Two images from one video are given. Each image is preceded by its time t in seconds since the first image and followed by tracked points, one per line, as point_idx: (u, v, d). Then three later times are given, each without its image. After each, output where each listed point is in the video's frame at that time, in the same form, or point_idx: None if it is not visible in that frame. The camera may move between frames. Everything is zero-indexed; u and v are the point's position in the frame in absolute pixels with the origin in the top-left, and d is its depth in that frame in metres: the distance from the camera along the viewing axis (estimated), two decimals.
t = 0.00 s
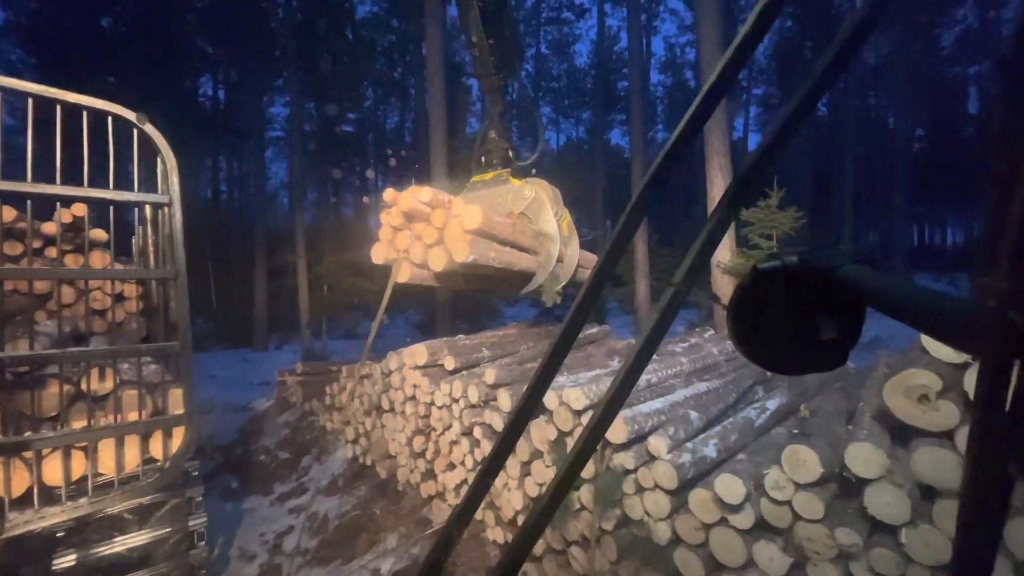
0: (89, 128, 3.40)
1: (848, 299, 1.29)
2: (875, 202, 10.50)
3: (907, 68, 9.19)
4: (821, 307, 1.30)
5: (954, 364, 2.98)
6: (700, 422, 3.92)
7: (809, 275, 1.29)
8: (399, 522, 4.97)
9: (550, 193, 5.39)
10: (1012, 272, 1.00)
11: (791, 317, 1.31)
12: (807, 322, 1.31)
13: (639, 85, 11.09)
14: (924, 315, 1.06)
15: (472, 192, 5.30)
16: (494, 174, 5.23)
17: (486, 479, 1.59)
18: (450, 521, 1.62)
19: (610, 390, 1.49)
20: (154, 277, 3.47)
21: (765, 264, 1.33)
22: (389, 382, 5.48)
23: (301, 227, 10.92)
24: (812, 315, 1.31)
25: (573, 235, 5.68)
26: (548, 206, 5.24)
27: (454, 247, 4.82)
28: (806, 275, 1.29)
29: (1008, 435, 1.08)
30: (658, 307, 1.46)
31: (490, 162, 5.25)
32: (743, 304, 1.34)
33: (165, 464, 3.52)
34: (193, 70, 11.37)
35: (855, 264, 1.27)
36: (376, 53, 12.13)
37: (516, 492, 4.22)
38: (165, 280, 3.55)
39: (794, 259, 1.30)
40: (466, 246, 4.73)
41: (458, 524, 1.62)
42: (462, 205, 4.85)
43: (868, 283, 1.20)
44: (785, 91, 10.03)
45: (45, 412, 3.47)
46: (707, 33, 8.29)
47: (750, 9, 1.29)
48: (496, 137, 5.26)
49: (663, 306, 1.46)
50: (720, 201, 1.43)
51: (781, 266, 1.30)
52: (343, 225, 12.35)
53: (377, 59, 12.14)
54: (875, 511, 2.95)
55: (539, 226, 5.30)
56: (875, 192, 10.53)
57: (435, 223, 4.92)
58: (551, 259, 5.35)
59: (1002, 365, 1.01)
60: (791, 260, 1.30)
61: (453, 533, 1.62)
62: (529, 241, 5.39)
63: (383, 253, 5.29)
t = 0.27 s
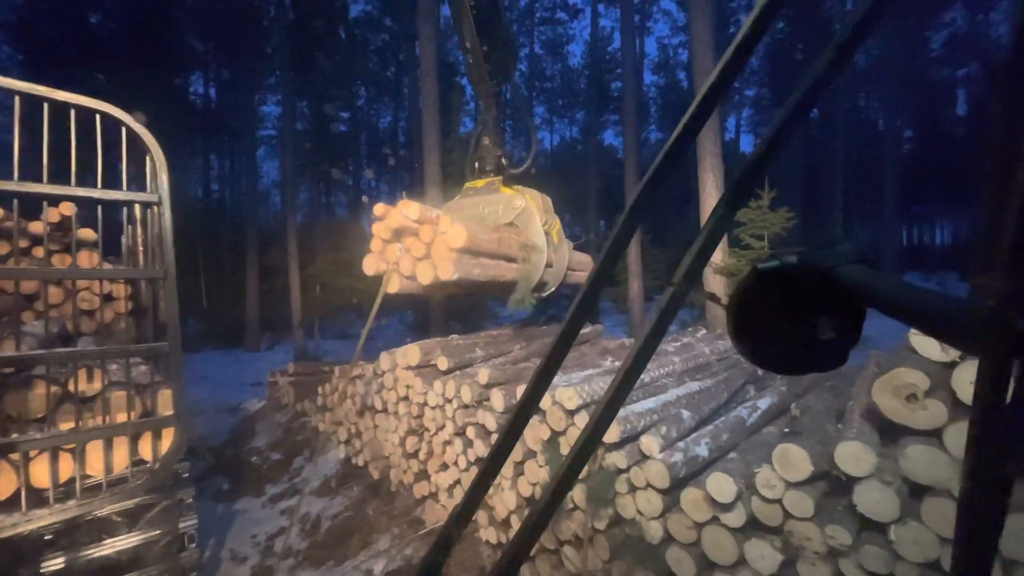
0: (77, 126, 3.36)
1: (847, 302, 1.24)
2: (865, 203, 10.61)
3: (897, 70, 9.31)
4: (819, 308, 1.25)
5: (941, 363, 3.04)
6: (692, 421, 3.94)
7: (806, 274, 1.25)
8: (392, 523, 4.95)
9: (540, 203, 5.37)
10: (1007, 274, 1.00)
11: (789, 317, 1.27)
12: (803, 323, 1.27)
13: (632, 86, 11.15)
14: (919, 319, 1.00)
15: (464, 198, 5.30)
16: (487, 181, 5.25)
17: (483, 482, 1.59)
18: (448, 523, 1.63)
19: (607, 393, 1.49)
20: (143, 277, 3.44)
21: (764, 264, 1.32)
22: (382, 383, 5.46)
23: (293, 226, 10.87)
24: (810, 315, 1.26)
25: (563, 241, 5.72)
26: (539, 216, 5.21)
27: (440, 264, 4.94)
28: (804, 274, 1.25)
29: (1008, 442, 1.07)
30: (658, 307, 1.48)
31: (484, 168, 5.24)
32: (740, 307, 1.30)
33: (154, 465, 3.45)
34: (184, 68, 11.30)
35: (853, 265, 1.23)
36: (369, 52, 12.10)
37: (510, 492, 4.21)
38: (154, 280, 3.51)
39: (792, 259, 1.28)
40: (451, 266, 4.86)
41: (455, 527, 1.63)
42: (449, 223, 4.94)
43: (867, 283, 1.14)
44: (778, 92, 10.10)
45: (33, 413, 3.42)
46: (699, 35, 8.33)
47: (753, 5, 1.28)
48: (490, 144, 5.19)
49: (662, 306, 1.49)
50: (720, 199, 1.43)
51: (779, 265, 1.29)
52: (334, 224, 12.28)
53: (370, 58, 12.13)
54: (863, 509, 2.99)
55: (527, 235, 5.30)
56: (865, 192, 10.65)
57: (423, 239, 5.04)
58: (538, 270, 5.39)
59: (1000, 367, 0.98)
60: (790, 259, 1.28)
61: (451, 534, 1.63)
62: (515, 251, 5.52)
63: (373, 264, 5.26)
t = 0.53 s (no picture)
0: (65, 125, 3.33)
1: (844, 301, 1.22)
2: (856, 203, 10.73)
3: (884, 74, 9.37)
4: (816, 308, 1.27)
5: (929, 362, 3.07)
6: (684, 421, 3.96)
7: (804, 274, 1.29)
8: (385, 524, 4.94)
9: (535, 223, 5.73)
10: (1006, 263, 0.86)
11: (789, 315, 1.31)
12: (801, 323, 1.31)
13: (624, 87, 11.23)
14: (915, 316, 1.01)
15: (463, 208, 5.53)
16: (486, 194, 5.48)
17: (484, 483, 1.63)
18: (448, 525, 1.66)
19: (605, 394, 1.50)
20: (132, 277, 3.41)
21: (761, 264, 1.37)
22: (375, 384, 5.44)
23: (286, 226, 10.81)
24: (808, 315, 1.29)
25: (553, 258, 6.06)
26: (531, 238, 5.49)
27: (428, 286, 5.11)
28: (801, 274, 1.29)
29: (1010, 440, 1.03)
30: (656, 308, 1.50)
31: (485, 179, 5.50)
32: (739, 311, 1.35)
33: (144, 468, 3.46)
34: (176, 67, 11.21)
35: (851, 263, 1.22)
36: (363, 51, 12.09)
37: (502, 493, 4.21)
38: (144, 281, 3.49)
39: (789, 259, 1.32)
40: (438, 292, 5.01)
41: (455, 528, 1.67)
42: (440, 249, 5.05)
43: (861, 281, 1.13)
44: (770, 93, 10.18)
45: (20, 417, 3.37)
46: (693, 36, 8.37)
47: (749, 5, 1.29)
48: (494, 155, 5.44)
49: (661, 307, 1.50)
50: (721, 198, 1.45)
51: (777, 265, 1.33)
52: (327, 224, 12.21)
53: (364, 57, 12.13)
54: (851, 506, 3.01)
55: (517, 256, 5.53)
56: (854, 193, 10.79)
57: (414, 260, 5.19)
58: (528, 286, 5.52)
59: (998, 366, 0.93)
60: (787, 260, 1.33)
61: (451, 535, 1.67)
62: (504, 273, 5.65)
63: (364, 273, 5.42)
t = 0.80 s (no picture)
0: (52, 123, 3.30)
1: (847, 302, 1.30)
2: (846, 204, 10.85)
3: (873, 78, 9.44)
4: (818, 307, 1.33)
5: (915, 361, 3.11)
6: (675, 419, 3.99)
7: (807, 275, 1.34)
8: (377, 524, 4.93)
9: (532, 227, 5.87)
10: (1009, 263, 0.91)
11: (787, 316, 1.35)
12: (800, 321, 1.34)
13: (617, 87, 11.28)
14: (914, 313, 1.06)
15: (461, 211, 5.71)
16: (484, 198, 5.71)
17: (484, 483, 1.68)
18: (451, 522, 1.72)
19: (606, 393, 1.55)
20: (121, 277, 3.38)
21: (764, 265, 1.41)
22: (367, 383, 5.42)
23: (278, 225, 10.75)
24: (807, 315, 1.34)
25: (550, 262, 6.21)
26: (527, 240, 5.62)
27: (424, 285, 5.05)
28: (804, 275, 1.34)
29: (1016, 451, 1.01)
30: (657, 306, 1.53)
31: (484, 183, 5.73)
32: (740, 307, 1.40)
33: (132, 468, 3.42)
34: (165, 64, 11.11)
35: (853, 264, 1.29)
36: (356, 50, 12.06)
37: (494, 492, 4.21)
38: (133, 280, 3.45)
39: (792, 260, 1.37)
40: (432, 290, 4.99)
41: (456, 526, 1.72)
42: (436, 248, 5.01)
43: (865, 283, 1.21)
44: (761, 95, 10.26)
45: (7, 418, 3.33)
46: (684, 38, 8.43)
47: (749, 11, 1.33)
48: (490, 159, 5.64)
49: (661, 306, 1.52)
50: (722, 198, 1.48)
51: (781, 265, 1.38)
52: (320, 224, 12.21)
53: (357, 56, 12.13)
54: (839, 504, 3.06)
55: (513, 258, 5.66)
56: (844, 194, 10.88)
57: (410, 260, 5.13)
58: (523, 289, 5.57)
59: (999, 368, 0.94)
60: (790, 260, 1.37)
61: (451, 533, 1.72)
62: (501, 275, 5.66)
63: (363, 273, 5.35)
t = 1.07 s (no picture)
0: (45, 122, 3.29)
1: (849, 301, 1.30)
2: (841, 205, 10.92)
3: (868, 80, 9.38)
4: (819, 306, 1.34)
5: (908, 360, 3.14)
6: (671, 419, 3.99)
7: (808, 275, 1.34)
8: (373, 525, 4.92)
9: (532, 221, 5.56)
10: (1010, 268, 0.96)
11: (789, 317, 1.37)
12: (803, 321, 1.36)
13: (613, 88, 11.31)
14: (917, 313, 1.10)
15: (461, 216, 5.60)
16: (482, 200, 5.54)
17: (485, 482, 1.71)
18: (452, 521, 1.76)
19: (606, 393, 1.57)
20: (115, 277, 3.36)
21: (765, 264, 1.42)
22: (364, 383, 5.42)
23: (273, 224, 10.71)
24: (809, 315, 1.36)
25: (557, 256, 5.89)
26: (529, 234, 5.35)
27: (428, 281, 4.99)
28: (805, 275, 1.34)
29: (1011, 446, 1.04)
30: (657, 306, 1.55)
31: (480, 187, 5.55)
32: (742, 307, 1.42)
33: (126, 469, 3.41)
34: (160, 63, 11.07)
35: (854, 263, 1.29)
36: (352, 48, 12.01)
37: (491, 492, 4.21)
38: (126, 280, 3.44)
39: (792, 259, 1.37)
40: (434, 285, 4.92)
41: (457, 524, 1.76)
42: (434, 244, 5.01)
43: (867, 283, 1.22)
44: (756, 95, 10.30)
45: None
46: (680, 38, 8.46)
47: (750, 11, 1.34)
48: (486, 162, 5.49)
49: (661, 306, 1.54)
50: (721, 198, 1.50)
51: (781, 265, 1.38)
52: (317, 224, 12.25)
53: (353, 55, 12.09)
54: (833, 503, 3.08)
55: (516, 253, 5.44)
56: (839, 194, 10.95)
57: (410, 259, 5.10)
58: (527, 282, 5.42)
59: (998, 369, 0.98)
60: (791, 260, 1.38)
61: (453, 532, 1.76)
62: (502, 269, 5.68)
63: (367, 282, 5.34)
